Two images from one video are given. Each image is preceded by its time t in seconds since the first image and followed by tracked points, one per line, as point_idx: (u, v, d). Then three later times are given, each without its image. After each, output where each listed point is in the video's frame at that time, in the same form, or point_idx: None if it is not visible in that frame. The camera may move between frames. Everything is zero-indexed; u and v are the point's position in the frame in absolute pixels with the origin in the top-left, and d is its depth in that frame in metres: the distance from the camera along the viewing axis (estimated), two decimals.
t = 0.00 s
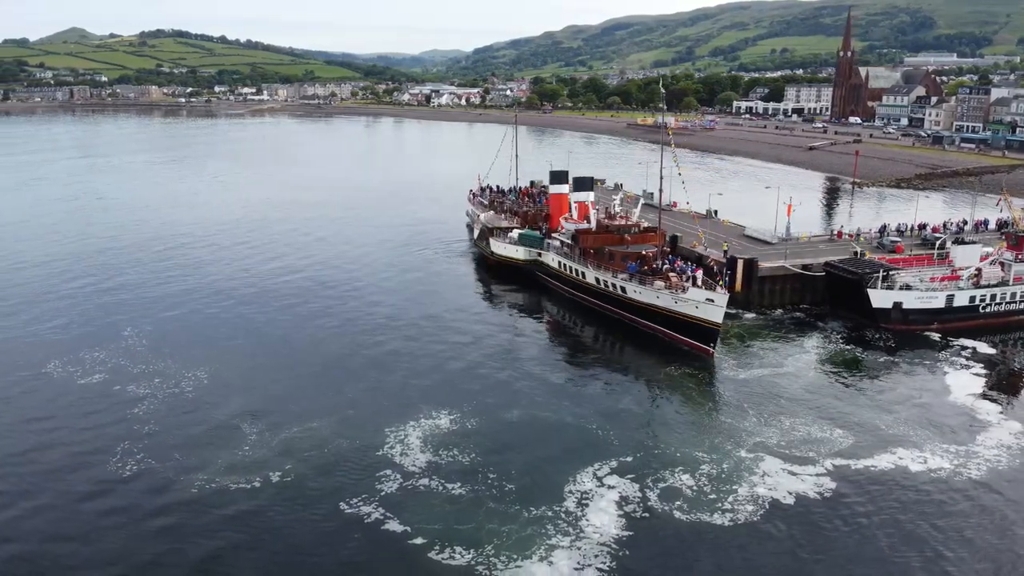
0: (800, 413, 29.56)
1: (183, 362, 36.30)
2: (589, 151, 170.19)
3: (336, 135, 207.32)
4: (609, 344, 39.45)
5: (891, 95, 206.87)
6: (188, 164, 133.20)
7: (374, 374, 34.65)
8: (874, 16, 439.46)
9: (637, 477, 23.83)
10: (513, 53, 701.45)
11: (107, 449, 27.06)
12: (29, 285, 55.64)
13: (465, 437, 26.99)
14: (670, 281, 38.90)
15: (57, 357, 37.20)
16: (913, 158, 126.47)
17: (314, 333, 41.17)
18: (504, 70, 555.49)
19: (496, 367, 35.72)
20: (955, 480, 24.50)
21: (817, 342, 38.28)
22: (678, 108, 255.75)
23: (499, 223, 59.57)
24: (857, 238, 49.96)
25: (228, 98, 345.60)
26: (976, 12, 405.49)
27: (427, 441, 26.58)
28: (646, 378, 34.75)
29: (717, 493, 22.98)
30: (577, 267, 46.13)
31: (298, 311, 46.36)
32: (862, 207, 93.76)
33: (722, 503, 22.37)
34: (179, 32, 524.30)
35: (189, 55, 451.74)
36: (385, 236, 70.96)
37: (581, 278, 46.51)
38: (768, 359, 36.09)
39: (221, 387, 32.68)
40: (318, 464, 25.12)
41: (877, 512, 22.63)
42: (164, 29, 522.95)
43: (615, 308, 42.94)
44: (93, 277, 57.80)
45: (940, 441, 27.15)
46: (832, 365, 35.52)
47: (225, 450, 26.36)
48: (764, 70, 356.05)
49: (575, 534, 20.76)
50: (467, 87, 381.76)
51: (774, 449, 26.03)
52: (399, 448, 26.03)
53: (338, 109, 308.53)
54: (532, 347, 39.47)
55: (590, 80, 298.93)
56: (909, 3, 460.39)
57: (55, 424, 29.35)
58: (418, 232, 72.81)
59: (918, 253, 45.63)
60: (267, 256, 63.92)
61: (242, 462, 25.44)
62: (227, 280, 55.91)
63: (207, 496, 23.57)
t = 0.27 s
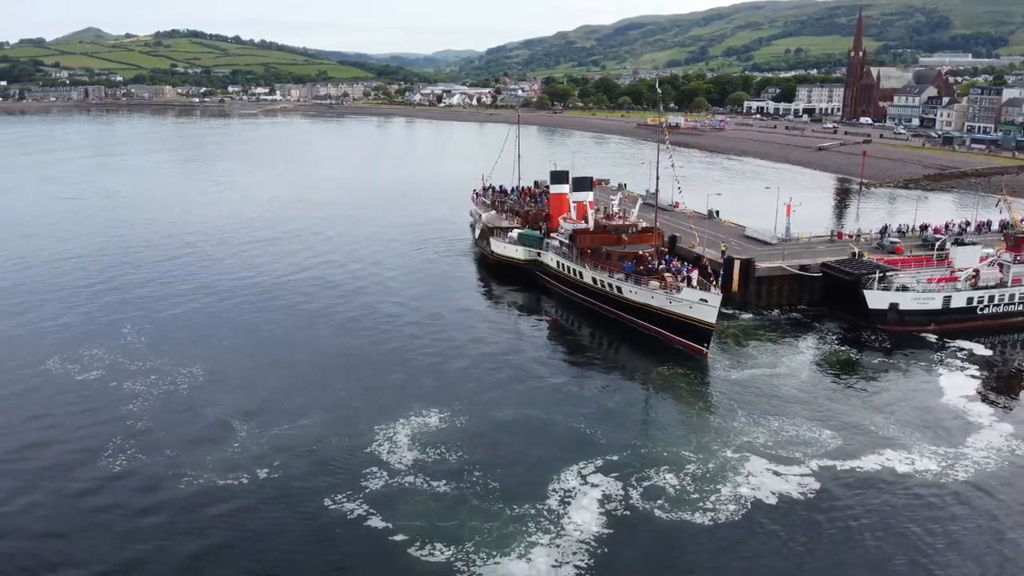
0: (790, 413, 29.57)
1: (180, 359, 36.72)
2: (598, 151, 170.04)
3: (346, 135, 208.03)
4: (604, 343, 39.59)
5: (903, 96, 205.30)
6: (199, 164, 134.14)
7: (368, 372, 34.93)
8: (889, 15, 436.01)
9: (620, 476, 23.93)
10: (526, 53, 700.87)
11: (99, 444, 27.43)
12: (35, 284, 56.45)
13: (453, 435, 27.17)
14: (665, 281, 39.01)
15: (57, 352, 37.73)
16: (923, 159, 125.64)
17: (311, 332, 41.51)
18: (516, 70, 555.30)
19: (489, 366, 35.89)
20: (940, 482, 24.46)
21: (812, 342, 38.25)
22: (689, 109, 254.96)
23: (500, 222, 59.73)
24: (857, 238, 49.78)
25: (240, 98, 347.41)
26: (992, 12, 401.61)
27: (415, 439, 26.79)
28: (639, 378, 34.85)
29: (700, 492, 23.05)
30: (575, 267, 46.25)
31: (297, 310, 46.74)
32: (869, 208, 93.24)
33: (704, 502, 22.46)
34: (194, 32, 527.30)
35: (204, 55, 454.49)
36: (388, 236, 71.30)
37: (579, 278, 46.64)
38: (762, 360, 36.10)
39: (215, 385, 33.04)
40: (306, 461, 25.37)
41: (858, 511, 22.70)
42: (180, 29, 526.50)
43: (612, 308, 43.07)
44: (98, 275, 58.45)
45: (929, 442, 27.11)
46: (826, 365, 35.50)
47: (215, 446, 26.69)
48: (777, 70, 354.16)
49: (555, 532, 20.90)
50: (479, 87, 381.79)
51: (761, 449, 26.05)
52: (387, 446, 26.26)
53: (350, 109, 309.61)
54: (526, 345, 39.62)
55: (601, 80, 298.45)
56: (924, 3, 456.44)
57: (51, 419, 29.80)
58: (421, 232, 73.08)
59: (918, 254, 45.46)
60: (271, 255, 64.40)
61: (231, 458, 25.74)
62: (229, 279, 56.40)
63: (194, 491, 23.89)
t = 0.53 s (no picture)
0: (780, 414, 29.56)
1: (176, 356, 37.12)
2: (606, 151, 169.90)
3: (356, 134, 208.77)
4: (599, 343, 39.75)
5: (914, 96, 203.80)
6: (209, 163, 135.03)
7: (361, 370, 35.21)
8: (903, 15, 432.44)
9: (604, 475, 24.05)
10: (539, 53, 700.32)
11: (91, 440, 27.82)
12: (41, 281, 57.16)
13: (441, 433, 27.34)
14: (660, 281, 39.16)
15: (56, 349, 38.25)
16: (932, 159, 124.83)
17: (308, 330, 41.86)
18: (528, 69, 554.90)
19: (482, 364, 36.10)
20: (926, 483, 24.40)
21: (807, 343, 38.23)
22: (699, 109, 254.18)
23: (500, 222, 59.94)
24: (856, 239, 49.61)
25: (253, 98, 349.13)
26: (1008, 12, 397.76)
27: (403, 437, 26.99)
28: (631, 376, 34.98)
29: (683, 491, 23.12)
30: (572, 266, 46.41)
31: (296, 309, 47.11)
32: (875, 208, 92.76)
33: (686, 501, 22.53)
34: (209, 32, 530.72)
35: (218, 55, 457.15)
36: (391, 235, 71.66)
37: (576, 277, 46.80)
38: (755, 360, 36.11)
39: (209, 382, 33.40)
40: (293, 458, 25.63)
41: (840, 512, 22.70)
42: (194, 29, 529.89)
43: (608, 307, 43.24)
44: (102, 273, 59.09)
45: (917, 443, 27.05)
46: (819, 365, 35.51)
47: (204, 443, 27.02)
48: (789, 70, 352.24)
49: (535, 529, 21.04)
50: (490, 86, 381.88)
51: (747, 449, 26.09)
52: (375, 443, 26.46)
53: (361, 109, 310.49)
54: (521, 343, 39.80)
55: (612, 80, 297.92)
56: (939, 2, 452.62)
57: (45, 416, 30.24)
58: (424, 232, 73.40)
59: (917, 254, 45.26)
60: (273, 254, 64.88)
61: (220, 455, 26.05)
62: (231, 278, 56.91)
63: (181, 487, 24.19)
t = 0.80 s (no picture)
0: (771, 414, 29.56)
1: (173, 353, 37.63)
2: (615, 151, 169.65)
3: (366, 134, 209.39)
4: (593, 342, 39.90)
5: (925, 96, 201.98)
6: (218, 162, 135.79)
7: (354, 369, 35.53)
8: (918, 15, 429.00)
9: (589, 473, 24.18)
10: (551, 52, 699.38)
11: (85, 436, 28.38)
12: (47, 280, 57.90)
13: (429, 431, 27.54)
14: (655, 281, 39.26)
15: (57, 345, 38.83)
16: (940, 160, 123.91)
17: (305, 329, 42.27)
18: (541, 70, 554.36)
19: (475, 363, 36.33)
20: (911, 484, 24.38)
21: (802, 343, 38.20)
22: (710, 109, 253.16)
23: (501, 221, 60.11)
24: (856, 240, 49.47)
25: (266, 98, 350.79)
26: None
27: (392, 433, 27.23)
28: (624, 375, 35.07)
29: (666, 490, 23.23)
30: (570, 266, 46.53)
31: (295, 308, 47.52)
32: (881, 209, 92.25)
33: (668, 500, 22.63)
34: (223, 32, 533.38)
35: (232, 55, 459.35)
36: (394, 235, 72.05)
37: (574, 277, 46.93)
38: (749, 360, 36.15)
39: (203, 379, 33.81)
40: (281, 455, 25.95)
41: (821, 512, 22.70)
42: (210, 29, 532.42)
43: (604, 307, 43.35)
44: (106, 272, 59.75)
45: (906, 445, 27.02)
46: (813, 365, 35.48)
47: (195, 439, 27.43)
48: (802, 70, 350.22)
49: (516, 527, 21.19)
50: (502, 87, 381.68)
51: (734, 449, 26.07)
52: (363, 440, 26.72)
53: (373, 109, 311.21)
54: (515, 342, 40.00)
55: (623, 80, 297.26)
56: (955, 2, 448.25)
57: (41, 411, 30.77)
58: (427, 232, 73.70)
59: (916, 255, 45.08)
60: (276, 254, 65.35)
61: (209, 451, 26.43)
62: (233, 276, 57.45)
63: (169, 483, 24.60)
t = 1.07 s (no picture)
0: (760, 414, 29.58)
1: (170, 350, 38.10)
2: (624, 151, 169.33)
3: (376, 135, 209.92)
4: (588, 341, 40.03)
5: (936, 97, 200.05)
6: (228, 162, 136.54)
7: (348, 367, 35.85)
8: (933, 15, 425.00)
9: (574, 471, 24.33)
10: (564, 52, 698.16)
11: (79, 431, 28.86)
12: (53, 278, 58.67)
13: (417, 428, 27.77)
14: (650, 281, 39.35)
15: (57, 342, 39.42)
16: (950, 161, 122.96)
17: (302, 327, 42.63)
18: (553, 69, 553.27)
19: (468, 362, 36.55)
20: (895, 485, 24.36)
21: (797, 343, 38.12)
22: (720, 110, 252.03)
23: (502, 221, 60.26)
24: (856, 240, 49.27)
25: (278, 97, 352.16)
26: None
27: (380, 431, 27.46)
28: (617, 374, 35.19)
29: (649, 489, 23.35)
30: (567, 266, 46.65)
31: (294, 307, 47.94)
32: (888, 210, 91.65)
33: (650, 499, 22.75)
34: (238, 31, 535.92)
35: (246, 55, 461.39)
36: (397, 235, 72.36)
37: (572, 277, 47.05)
38: (742, 359, 36.18)
39: (198, 376, 34.23)
40: (269, 451, 26.28)
41: (802, 511, 22.77)
42: (224, 29, 535.28)
43: (601, 307, 43.45)
44: (111, 271, 60.41)
45: (894, 445, 26.96)
46: (807, 365, 35.46)
47: (187, 436, 27.84)
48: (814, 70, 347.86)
49: (497, 523, 21.38)
50: (513, 87, 381.26)
51: (720, 449, 26.14)
52: (352, 437, 26.99)
53: (384, 109, 311.82)
54: (510, 341, 40.20)
55: (634, 80, 296.42)
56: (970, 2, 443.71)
57: (38, 407, 31.31)
58: (430, 232, 73.97)
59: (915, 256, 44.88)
60: (280, 253, 65.81)
61: (200, 448, 26.81)
62: (236, 275, 57.95)
63: (159, 479, 25.01)
